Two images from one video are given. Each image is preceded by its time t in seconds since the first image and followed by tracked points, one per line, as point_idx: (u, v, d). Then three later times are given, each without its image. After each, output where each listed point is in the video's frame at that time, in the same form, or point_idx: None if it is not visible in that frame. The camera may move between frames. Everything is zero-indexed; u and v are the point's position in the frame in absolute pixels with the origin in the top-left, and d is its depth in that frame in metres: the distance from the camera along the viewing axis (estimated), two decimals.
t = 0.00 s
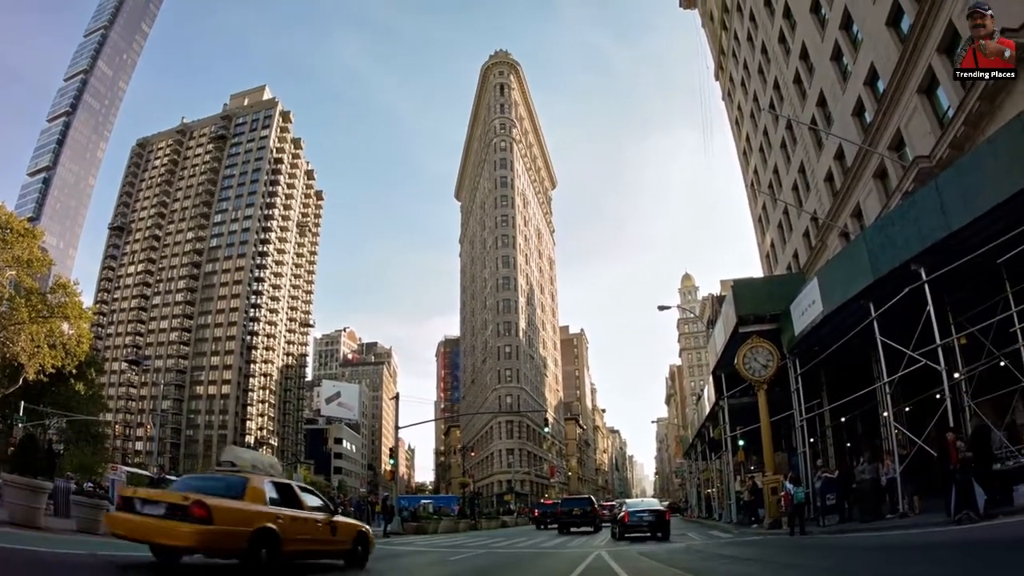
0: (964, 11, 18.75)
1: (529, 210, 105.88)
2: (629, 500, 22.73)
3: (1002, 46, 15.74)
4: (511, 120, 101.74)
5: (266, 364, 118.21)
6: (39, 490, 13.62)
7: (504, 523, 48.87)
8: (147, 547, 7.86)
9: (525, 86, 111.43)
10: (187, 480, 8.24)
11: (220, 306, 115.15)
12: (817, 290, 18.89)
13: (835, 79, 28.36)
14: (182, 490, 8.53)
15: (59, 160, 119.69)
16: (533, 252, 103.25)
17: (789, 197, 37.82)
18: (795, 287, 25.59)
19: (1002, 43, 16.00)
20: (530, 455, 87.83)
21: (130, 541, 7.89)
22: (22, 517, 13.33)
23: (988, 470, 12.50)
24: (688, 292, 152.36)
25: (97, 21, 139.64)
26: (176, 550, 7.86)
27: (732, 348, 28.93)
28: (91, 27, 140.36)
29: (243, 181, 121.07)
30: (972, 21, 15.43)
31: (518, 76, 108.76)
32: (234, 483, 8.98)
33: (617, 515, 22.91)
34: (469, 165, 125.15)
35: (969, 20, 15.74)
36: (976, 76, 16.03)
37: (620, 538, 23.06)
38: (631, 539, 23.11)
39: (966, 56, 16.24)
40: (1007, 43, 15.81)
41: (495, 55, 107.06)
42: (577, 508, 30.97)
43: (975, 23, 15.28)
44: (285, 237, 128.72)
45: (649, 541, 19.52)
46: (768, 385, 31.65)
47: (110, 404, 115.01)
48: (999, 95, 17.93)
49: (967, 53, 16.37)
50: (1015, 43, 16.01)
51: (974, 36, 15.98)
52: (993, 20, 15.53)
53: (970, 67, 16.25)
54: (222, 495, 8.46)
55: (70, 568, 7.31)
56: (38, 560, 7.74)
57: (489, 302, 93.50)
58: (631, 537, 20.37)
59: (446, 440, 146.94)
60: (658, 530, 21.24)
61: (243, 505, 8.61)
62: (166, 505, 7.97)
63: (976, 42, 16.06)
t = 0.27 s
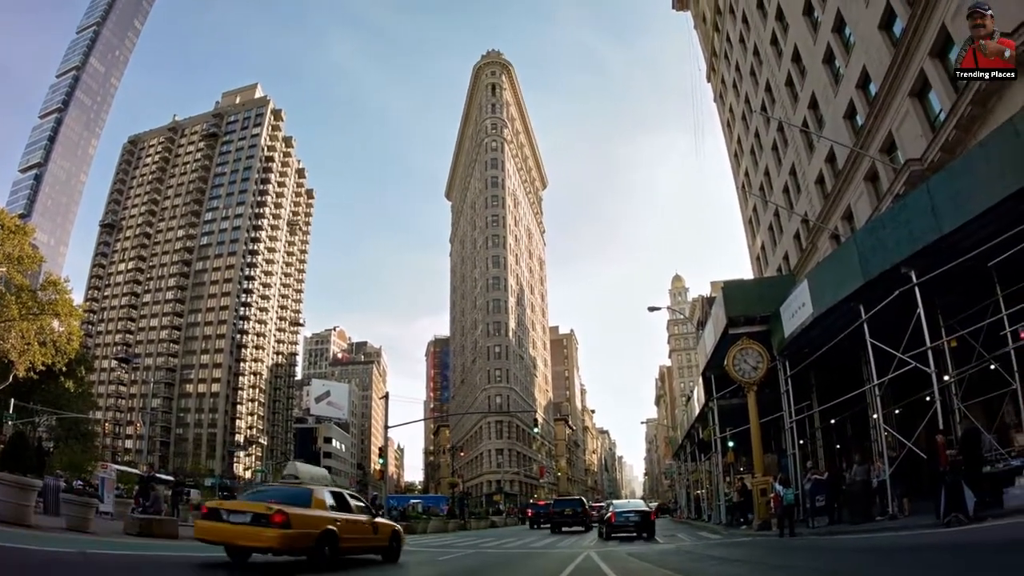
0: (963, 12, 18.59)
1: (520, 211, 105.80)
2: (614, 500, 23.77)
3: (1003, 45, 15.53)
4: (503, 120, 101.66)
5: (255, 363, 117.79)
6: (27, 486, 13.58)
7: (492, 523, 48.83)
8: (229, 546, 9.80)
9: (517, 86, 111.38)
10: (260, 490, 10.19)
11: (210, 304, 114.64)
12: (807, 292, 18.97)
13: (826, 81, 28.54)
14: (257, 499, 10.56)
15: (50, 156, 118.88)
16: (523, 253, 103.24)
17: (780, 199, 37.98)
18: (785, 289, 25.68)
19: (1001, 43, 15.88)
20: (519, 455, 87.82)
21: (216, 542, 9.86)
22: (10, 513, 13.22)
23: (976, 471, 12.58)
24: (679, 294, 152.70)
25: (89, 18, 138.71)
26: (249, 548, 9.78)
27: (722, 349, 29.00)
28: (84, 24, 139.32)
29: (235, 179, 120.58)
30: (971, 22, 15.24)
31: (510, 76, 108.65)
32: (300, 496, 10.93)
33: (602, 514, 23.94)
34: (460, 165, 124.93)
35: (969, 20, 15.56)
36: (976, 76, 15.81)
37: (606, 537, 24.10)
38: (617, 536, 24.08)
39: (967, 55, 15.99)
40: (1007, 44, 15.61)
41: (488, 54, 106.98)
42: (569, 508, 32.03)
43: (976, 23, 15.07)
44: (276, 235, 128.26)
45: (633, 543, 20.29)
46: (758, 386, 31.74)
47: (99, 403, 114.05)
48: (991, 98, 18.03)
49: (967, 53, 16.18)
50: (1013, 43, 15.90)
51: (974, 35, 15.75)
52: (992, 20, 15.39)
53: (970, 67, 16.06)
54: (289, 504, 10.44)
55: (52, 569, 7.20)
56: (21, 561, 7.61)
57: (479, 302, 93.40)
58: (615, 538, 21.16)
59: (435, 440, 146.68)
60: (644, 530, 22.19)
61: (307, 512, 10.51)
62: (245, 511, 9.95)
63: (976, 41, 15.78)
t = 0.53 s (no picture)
0: (962, 12, 18.50)
1: (514, 211, 105.86)
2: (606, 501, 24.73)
3: (1003, 46, 15.31)
4: (498, 120, 101.77)
5: (250, 362, 117.53)
6: (21, 485, 13.57)
7: (486, 523, 48.90)
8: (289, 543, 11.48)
9: (512, 87, 111.52)
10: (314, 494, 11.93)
11: (205, 303, 114.36)
12: (802, 293, 18.99)
13: (821, 83, 28.66)
14: (311, 505, 12.31)
15: (45, 154, 118.41)
16: (518, 253, 103.26)
17: (774, 201, 38.07)
18: (780, 290, 25.72)
19: (1003, 43, 15.53)
20: (514, 455, 87.90)
21: (276, 541, 11.52)
22: (5, 512, 13.18)
23: (970, 472, 12.60)
24: (673, 294, 153.04)
25: (84, 16, 138.24)
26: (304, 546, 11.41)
27: (717, 350, 29.08)
28: (80, 21, 138.81)
29: (230, 178, 120.32)
30: (972, 21, 14.88)
31: (505, 76, 108.81)
32: (348, 502, 12.76)
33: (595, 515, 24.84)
34: (455, 165, 124.97)
35: (969, 20, 15.25)
36: (976, 78, 15.66)
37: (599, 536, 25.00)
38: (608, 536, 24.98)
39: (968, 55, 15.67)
40: (1006, 44, 15.43)
41: (483, 55, 107.08)
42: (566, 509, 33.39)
43: (976, 23, 14.68)
44: (270, 234, 127.99)
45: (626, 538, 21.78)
46: (752, 387, 31.81)
47: (93, 401, 113.55)
48: (986, 100, 18.06)
49: (966, 53, 15.97)
50: (1011, 44, 15.72)
51: (974, 36, 15.55)
52: (994, 19, 15.07)
53: (970, 67, 15.87)
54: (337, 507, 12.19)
55: (44, 569, 7.13)
56: (14, 560, 7.53)
57: (473, 302, 93.41)
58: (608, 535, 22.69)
59: (429, 440, 146.80)
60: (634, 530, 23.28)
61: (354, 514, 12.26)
62: (303, 513, 11.68)
63: (975, 42, 15.59)
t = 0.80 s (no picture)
0: (961, 12, 18.52)
1: (513, 211, 105.78)
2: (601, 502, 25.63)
3: (1003, 45, 15.30)
4: (496, 120, 101.74)
5: (248, 362, 117.47)
6: (20, 485, 13.55)
7: (484, 523, 48.89)
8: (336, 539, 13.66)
9: (511, 87, 111.51)
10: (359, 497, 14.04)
11: (204, 302, 114.30)
12: (801, 293, 18.99)
13: (820, 83, 28.66)
14: (354, 507, 14.42)
15: (44, 154, 118.27)
16: (516, 253, 103.29)
17: (773, 201, 38.08)
18: (778, 291, 25.71)
19: (1002, 44, 15.56)
20: (512, 455, 87.86)
21: (326, 537, 13.71)
22: (5, 512, 13.18)
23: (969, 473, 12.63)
24: (671, 295, 153.08)
25: (83, 15, 137.94)
26: (345, 542, 13.49)
27: (715, 350, 29.03)
28: (79, 21, 138.66)
29: (228, 177, 120.25)
30: (972, 21, 14.90)
31: (504, 76, 108.81)
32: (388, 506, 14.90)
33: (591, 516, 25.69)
34: (453, 165, 124.90)
35: (969, 20, 15.25)
36: (976, 78, 15.64)
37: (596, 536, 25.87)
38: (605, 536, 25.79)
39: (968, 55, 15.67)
40: (1006, 44, 15.44)
41: (482, 55, 107.06)
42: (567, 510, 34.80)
43: (975, 23, 14.70)
44: (268, 234, 127.95)
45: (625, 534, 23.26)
46: (751, 387, 31.81)
47: (92, 401, 113.39)
48: (985, 101, 18.09)
49: (966, 53, 15.96)
50: (1012, 44, 15.74)
51: (974, 36, 15.53)
52: (993, 19, 15.10)
53: (970, 67, 15.86)
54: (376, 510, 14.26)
55: (40, 569, 7.07)
56: (11, 559, 7.49)
57: (472, 302, 93.35)
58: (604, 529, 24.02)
59: (427, 440, 146.77)
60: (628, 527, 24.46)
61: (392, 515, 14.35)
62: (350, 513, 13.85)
63: (975, 42, 15.59)
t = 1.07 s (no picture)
0: (961, 12, 18.52)
1: (513, 211, 105.75)
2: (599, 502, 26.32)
3: (1003, 46, 15.30)
4: (496, 120, 101.73)
5: (249, 362, 117.49)
6: (20, 485, 13.57)
7: (484, 523, 48.94)
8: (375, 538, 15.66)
9: (511, 87, 111.50)
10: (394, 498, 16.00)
11: (204, 302, 114.31)
12: (801, 293, 18.97)
13: (819, 83, 28.66)
14: (389, 508, 16.35)
15: (44, 154, 118.22)
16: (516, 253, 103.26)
17: (773, 201, 38.07)
18: (778, 291, 25.72)
19: (1003, 43, 15.56)
20: (512, 455, 87.86)
21: (364, 535, 15.70)
22: (5, 512, 13.19)
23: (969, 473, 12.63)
24: (671, 295, 153.10)
25: (83, 15, 137.91)
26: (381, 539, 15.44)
27: (715, 351, 29.01)
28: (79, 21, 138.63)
29: (228, 177, 120.28)
30: (972, 21, 14.90)
31: (504, 76, 108.80)
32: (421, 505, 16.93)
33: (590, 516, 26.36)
34: (453, 165, 124.88)
35: (969, 20, 15.25)
36: (976, 78, 15.65)
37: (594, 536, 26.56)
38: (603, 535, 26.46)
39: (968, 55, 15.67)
40: (1006, 45, 15.44)
41: (482, 54, 107.01)
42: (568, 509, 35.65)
43: (976, 23, 14.70)
44: (268, 234, 127.93)
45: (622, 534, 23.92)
46: (751, 387, 31.81)
47: (92, 401, 113.38)
48: (985, 101, 18.10)
49: (966, 53, 15.96)
50: (1012, 44, 15.75)
51: (974, 36, 15.53)
52: (993, 19, 15.11)
53: (970, 67, 15.86)
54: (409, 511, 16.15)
55: (39, 569, 7.07)
56: (11, 559, 7.48)
57: (472, 302, 93.34)
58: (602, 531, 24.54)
59: (427, 440, 146.80)
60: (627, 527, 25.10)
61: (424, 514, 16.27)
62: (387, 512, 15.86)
63: (975, 42, 15.60)
